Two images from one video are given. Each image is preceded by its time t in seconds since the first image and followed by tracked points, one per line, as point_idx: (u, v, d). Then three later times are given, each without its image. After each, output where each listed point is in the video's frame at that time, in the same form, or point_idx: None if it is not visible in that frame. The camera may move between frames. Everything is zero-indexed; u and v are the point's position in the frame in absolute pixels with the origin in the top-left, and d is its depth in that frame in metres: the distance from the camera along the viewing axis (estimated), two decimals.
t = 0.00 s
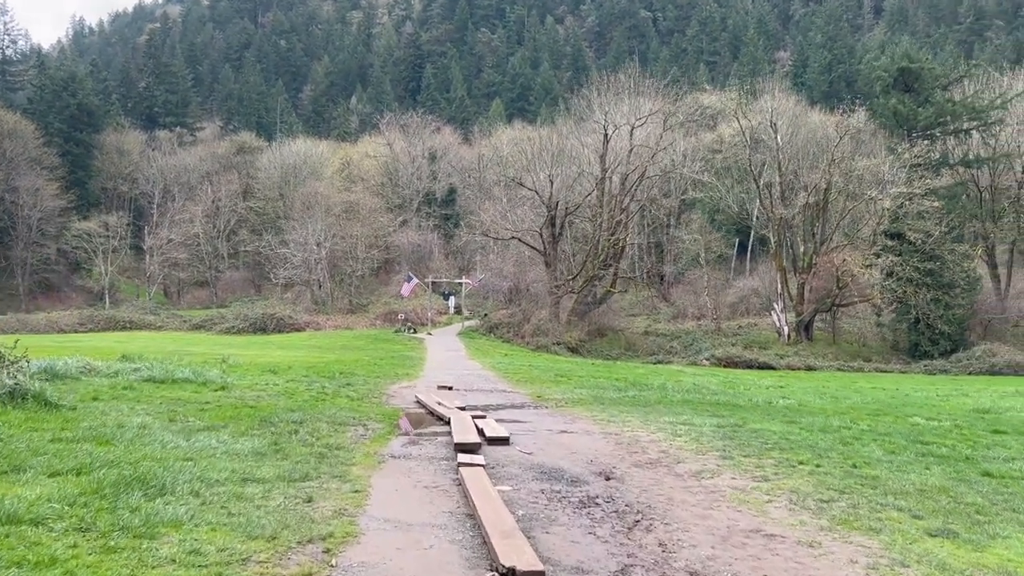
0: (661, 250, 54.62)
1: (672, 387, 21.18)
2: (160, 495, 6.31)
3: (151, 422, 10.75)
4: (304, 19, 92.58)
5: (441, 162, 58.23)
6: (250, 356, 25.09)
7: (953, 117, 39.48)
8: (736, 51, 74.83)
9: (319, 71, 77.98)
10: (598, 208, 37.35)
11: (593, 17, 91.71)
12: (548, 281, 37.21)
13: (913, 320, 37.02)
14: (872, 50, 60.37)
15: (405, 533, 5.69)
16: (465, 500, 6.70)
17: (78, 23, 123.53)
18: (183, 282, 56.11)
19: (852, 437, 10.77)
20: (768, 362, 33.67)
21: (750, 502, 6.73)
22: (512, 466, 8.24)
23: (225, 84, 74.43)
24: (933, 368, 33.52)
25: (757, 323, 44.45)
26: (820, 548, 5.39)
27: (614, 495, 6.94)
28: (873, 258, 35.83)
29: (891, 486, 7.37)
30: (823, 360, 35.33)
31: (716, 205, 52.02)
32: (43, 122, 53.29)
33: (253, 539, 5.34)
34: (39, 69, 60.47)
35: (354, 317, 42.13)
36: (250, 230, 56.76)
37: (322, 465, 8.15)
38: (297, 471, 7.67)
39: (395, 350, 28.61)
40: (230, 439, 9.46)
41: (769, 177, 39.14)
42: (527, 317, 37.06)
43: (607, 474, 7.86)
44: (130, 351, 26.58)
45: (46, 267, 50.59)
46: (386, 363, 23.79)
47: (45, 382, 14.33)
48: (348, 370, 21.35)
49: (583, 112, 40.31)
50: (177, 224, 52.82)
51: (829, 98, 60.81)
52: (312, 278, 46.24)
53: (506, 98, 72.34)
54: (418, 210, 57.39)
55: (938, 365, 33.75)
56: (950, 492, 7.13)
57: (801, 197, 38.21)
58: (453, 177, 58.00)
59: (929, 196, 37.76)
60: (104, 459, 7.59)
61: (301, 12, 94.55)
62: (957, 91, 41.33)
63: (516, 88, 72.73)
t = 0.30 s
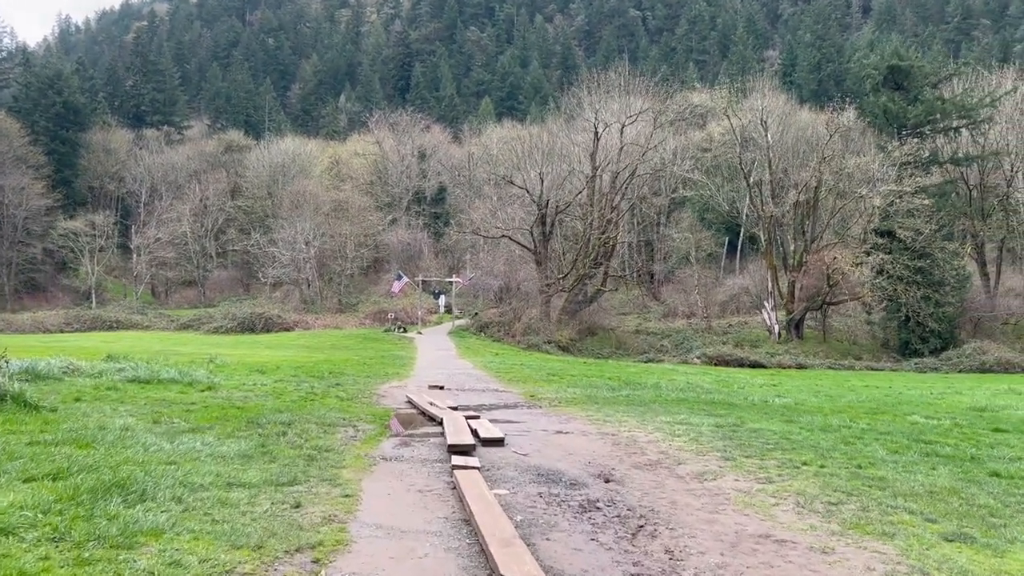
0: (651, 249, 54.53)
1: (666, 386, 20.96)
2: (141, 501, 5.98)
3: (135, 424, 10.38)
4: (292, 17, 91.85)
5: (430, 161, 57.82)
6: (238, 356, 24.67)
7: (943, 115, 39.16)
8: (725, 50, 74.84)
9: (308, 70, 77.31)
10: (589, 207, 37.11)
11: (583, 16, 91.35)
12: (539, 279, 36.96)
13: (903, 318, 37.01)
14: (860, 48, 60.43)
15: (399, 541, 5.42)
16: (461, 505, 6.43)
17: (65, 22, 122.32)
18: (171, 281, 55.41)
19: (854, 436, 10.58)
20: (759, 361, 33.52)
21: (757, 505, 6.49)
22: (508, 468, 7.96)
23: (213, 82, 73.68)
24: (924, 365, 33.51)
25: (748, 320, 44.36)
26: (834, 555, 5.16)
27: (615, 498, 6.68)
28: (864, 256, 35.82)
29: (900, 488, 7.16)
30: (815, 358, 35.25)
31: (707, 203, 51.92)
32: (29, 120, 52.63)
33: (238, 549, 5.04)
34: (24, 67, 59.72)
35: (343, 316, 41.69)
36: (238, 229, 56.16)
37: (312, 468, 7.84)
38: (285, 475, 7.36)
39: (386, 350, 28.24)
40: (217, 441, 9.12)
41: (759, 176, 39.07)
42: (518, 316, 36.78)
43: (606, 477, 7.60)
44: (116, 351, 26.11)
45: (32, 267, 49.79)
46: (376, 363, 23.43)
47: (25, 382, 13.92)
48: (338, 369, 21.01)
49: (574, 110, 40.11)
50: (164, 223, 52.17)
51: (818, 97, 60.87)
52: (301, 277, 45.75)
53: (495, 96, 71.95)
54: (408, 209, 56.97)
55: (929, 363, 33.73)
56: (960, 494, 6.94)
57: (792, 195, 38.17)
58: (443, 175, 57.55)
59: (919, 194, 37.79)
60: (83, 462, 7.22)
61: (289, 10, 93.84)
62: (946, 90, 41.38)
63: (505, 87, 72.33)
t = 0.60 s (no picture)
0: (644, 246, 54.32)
1: (662, 385, 20.73)
2: (121, 512, 5.63)
3: (120, 426, 10.01)
4: (283, 14, 91.18)
5: (423, 158, 57.40)
6: (229, 355, 24.28)
7: (936, 113, 39.19)
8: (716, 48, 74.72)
9: (299, 67, 76.68)
10: (581, 204, 36.86)
11: (575, 13, 91.01)
12: (532, 277, 36.64)
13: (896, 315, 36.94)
14: (852, 47, 60.42)
15: (393, 552, 5.14)
16: (458, 512, 6.16)
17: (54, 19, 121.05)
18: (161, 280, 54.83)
19: (858, 437, 10.36)
20: (753, 359, 33.36)
21: (766, 511, 6.24)
22: (506, 472, 7.70)
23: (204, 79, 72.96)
24: (917, 363, 33.44)
25: (741, 318, 44.24)
26: (854, 566, 4.92)
27: (618, 504, 6.41)
28: (857, 253, 35.72)
29: (911, 491, 6.95)
30: (808, 356, 35.10)
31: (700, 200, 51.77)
32: (18, 118, 51.96)
33: (221, 565, 4.71)
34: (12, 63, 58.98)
35: (335, 315, 41.29)
36: (229, 227, 55.70)
37: (303, 473, 7.53)
38: (274, 481, 7.05)
39: (378, 349, 27.93)
40: (204, 445, 8.79)
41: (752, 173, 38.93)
42: (511, 314, 36.48)
43: (607, 480, 7.35)
44: (105, 350, 25.66)
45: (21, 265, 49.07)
46: (368, 362, 23.11)
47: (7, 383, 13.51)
48: (330, 368, 20.70)
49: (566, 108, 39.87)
50: (154, 221, 51.58)
51: (809, 94, 60.84)
52: (293, 275, 45.33)
53: (487, 94, 71.55)
54: (400, 207, 56.46)
55: (922, 360, 33.64)
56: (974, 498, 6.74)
57: (785, 192, 38.04)
58: (435, 173, 57.06)
59: (913, 191, 37.72)
60: (62, 469, 6.84)
61: (280, 7, 93.07)
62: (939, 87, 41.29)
63: (497, 84, 71.85)
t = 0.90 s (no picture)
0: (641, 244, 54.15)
1: (664, 383, 20.43)
2: (107, 521, 5.33)
3: (110, 428, 9.71)
4: (279, 12, 90.61)
5: (419, 156, 56.99)
6: (224, 353, 23.95)
7: (933, 109, 38.72)
8: (713, 45, 74.43)
9: (295, 64, 76.08)
10: (579, 201, 36.55)
11: (571, 10, 90.50)
12: (529, 274, 36.35)
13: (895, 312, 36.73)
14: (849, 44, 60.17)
15: (394, 563, 4.88)
16: (462, 519, 5.89)
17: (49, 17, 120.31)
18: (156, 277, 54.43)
19: (868, 437, 10.13)
20: (752, 356, 33.15)
21: (784, 516, 6.00)
22: (510, 475, 7.43)
23: (199, 76, 72.41)
24: (915, 359, 33.25)
25: (739, 315, 44.03)
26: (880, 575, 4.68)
27: (629, 509, 6.15)
28: (855, 250, 35.56)
29: (929, 493, 6.73)
30: (806, 353, 34.89)
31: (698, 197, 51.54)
32: (11, 115, 51.46)
33: None
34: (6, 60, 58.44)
35: (331, 312, 40.96)
36: (224, 225, 55.47)
37: (299, 476, 7.26)
38: (269, 485, 6.77)
39: (375, 347, 27.60)
40: (197, 447, 8.49)
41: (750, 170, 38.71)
42: (508, 312, 36.21)
43: (614, 483, 7.10)
44: (98, 349, 25.30)
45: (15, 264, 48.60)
46: (365, 360, 22.82)
47: None
48: (327, 367, 20.41)
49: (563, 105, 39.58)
50: (149, 219, 51.14)
51: (806, 91, 60.61)
52: (288, 273, 45.02)
53: (483, 91, 71.05)
54: (397, 204, 55.71)
55: (920, 357, 33.45)
56: (996, 501, 6.52)
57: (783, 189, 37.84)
58: (431, 170, 56.59)
59: (912, 187, 37.52)
60: (46, 473, 6.52)
61: (276, 4, 92.43)
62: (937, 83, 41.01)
63: (494, 82, 71.37)
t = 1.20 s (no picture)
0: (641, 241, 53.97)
1: (669, 383, 20.16)
2: (96, 535, 5.05)
3: (104, 432, 9.43)
4: (278, 9, 90.14)
5: (418, 154, 56.61)
6: (222, 353, 23.67)
7: (935, 106, 38.36)
8: (713, 42, 74.12)
9: (293, 62, 75.66)
10: (580, 199, 36.28)
11: (570, 8, 90.08)
12: (529, 272, 36.08)
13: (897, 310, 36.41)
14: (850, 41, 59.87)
15: None
16: (470, 530, 5.64)
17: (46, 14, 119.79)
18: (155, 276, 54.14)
19: (884, 439, 9.88)
20: (753, 354, 32.90)
21: (805, 526, 5.74)
22: (516, 482, 7.17)
23: (197, 74, 72.02)
24: (917, 358, 32.98)
25: (739, 313, 43.78)
26: None
27: (643, 519, 5.90)
28: (857, 248, 35.30)
29: (954, 501, 6.47)
30: (807, 351, 34.62)
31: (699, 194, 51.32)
32: (9, 113, 51.13)
33: None
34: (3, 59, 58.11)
35: (330, 311, 40.67)
36: (223, 223, 55.28)
37: (299, 484, 7.01)
38: (268, 494, 6.49)
39: (375, 346, 27.32)
40: (193, 452, 8.23)
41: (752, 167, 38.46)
42: (508, 310, 35.95)
43: (626, 491, 6.83)
44: (95, 349, 25.02)
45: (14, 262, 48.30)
46: (366, 360, 22.57)
47: None
48: (326, 367, 20.15)
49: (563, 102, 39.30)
50: (147, 218, 50.83)
51: (806, 89, 60.34)
52: (288, 271, 44.82)
53: (483, 89, 70.64)
54: (396, 202, 55.36)
55: (922, 355, 33.18)
56: None
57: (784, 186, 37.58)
58: (431, 167, 56.19)
59: (915, 184, 37.26)
60: (32, 482, 6.22)
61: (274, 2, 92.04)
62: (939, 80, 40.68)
63: (493, 79, 71.00)
